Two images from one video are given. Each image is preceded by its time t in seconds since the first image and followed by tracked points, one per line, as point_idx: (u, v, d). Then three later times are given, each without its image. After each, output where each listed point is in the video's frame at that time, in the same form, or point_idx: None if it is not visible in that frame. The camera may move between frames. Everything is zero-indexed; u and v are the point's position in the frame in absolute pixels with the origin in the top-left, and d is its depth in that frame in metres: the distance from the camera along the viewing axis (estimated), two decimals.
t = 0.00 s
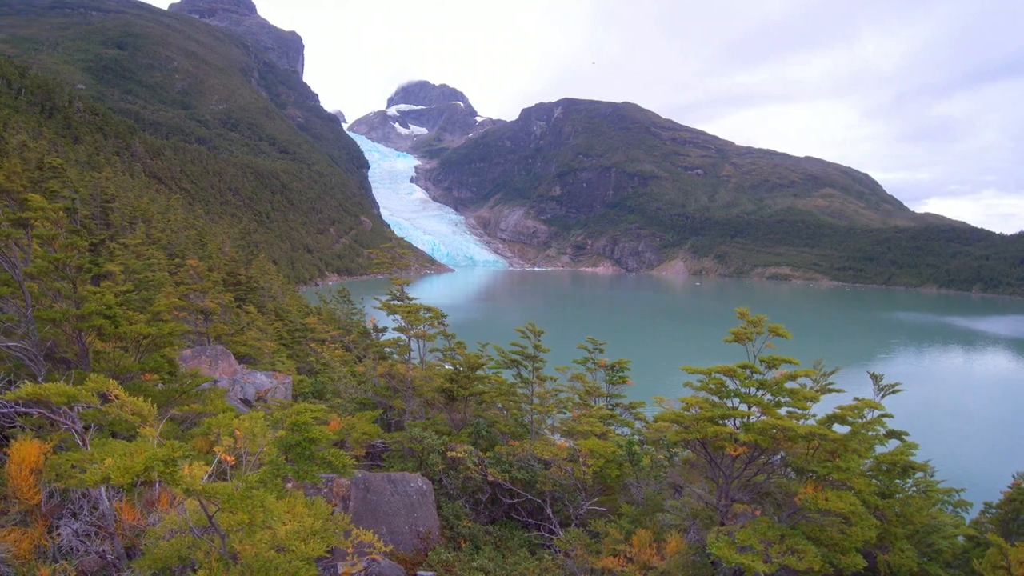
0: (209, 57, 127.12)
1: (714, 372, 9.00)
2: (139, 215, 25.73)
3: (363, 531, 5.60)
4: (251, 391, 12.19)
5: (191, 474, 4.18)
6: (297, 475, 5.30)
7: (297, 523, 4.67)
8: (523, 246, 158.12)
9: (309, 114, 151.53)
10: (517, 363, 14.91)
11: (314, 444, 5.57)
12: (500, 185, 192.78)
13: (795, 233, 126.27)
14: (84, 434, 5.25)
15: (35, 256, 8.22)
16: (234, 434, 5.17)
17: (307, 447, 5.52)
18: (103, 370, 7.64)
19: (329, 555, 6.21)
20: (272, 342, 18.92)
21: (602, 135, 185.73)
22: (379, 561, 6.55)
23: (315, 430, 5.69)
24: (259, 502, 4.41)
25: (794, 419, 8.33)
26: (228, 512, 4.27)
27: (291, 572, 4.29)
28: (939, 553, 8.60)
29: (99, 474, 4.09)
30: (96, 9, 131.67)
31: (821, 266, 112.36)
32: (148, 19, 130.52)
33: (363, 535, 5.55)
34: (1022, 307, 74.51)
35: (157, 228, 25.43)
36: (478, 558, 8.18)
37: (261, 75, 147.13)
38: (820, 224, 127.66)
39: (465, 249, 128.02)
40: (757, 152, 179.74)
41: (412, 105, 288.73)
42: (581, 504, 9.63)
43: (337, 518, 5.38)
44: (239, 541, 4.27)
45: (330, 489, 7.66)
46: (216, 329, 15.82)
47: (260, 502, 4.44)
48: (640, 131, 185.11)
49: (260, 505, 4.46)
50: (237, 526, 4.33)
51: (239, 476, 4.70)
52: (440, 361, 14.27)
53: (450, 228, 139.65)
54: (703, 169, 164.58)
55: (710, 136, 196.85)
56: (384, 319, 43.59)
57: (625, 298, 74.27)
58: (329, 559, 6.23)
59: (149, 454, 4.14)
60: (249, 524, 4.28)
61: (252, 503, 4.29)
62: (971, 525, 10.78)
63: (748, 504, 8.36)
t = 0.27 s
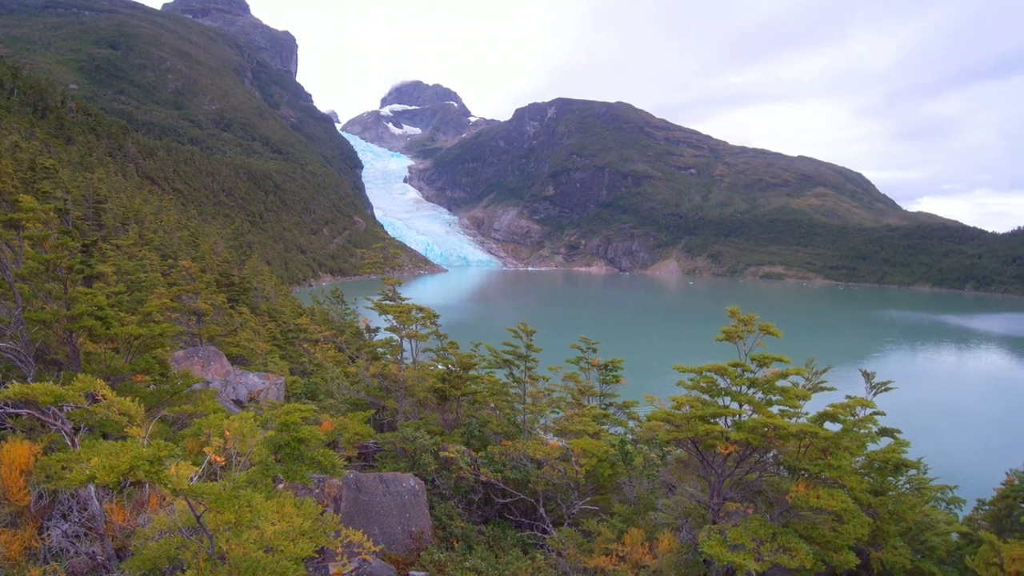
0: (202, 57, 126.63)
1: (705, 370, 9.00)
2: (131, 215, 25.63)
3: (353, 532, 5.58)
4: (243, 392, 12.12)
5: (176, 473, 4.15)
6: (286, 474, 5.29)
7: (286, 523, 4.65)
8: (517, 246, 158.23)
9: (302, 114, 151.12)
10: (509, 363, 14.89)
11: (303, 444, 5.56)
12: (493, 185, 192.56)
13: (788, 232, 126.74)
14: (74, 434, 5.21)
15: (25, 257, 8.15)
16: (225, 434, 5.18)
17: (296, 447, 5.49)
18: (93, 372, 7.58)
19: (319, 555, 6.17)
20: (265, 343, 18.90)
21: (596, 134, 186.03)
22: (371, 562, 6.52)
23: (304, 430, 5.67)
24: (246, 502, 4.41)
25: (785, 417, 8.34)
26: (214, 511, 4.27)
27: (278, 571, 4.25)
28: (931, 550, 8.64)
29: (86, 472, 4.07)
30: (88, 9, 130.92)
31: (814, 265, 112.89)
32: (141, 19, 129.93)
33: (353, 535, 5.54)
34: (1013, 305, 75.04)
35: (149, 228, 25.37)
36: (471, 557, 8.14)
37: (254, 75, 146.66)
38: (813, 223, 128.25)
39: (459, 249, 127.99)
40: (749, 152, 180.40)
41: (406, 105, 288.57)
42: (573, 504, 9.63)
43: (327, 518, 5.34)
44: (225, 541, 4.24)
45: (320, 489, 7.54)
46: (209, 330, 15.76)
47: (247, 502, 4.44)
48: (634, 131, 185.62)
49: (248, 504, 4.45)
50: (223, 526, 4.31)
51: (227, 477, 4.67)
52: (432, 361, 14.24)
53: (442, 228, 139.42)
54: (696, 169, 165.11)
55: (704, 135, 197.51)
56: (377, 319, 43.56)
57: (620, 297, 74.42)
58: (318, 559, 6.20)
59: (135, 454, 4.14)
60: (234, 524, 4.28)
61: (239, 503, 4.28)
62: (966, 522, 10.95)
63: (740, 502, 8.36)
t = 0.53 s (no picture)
0: (191, 56, 125.62)
1: (690, 368, 9.02)
2: (117, 214, 25.43)
3: (336, 531, 5.56)
4: (229, 392, 12.02)
5: (156, 472, 4.15)
6: (269, 473, 5.27)
7: (268, 523, 4.62)
8: (506, 245, 158.48)
9: (290, 113, 150.30)
10: (496, 362, 14.84)
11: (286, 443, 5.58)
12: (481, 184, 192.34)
13: (775, 231, 127.50)
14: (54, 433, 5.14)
15: (11, 256, 8.08)
16: (209, 434, 5.20)
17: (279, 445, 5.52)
18: (76, 373, 7.47)
19: (303, 554, 6.14)
20: (252, 342, 18.79)
21: (585, 134, 186.42)
22: (355, 562, 6.46)
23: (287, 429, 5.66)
24: (228, 500, 4.43)
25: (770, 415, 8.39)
26: (195, 510, 4.29)
27: (260, 569, 4.22)
28: (917, 545, 8.72)
29: (62, 472, 4.04)
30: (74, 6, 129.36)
31: (801, 264, 113.69)
32: (128, 17, 128.65)
33: (337, 534, 5.51)
34: (997, 304, 75.99)
35: (136, 228, 25.14)
36: (458, 557, 8.08)
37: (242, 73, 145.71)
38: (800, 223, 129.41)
39: (447, 248, 127.92)
40: (737, 152, 181.85)
41: (395, 104, 288.00)
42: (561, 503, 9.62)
43: (308, 518, 5.33)
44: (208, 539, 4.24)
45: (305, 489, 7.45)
46: (195, 330, 15.65)
47: (228, 500, 4.44)
48: (622, 131, 186.29)
49: (229, 503, 4.45)
50: (205, 525, 4.33)
51: (210, 478, 4.68)
52: (418, 360, 14.18)
53: (431, 228, 139.11)
54: (685, 169, 166.24)
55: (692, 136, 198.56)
56: (363, 319, 43.54)
57: (610, 296, 74.64)
58: (301, 559, 6.15)
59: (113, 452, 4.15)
60: (217, 521, 4.31)
61: (220, 501, 4.31)
62: (951, 518, 11.07)
63: (726, 500, 8.40)
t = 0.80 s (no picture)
0: (178, 55, 124.53)
1: (674, 369, 9.04)
2: (102, 214, 25.20)
3: (320, 531, 5.52)
4: (215, 394, 11.90)
5: (138, 474, 4.10)
6: (253, 474, 5.23)
7: (252, 524, 4.59)
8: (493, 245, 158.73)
9: (278, 112, 149.35)
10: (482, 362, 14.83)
11: (271, 444, 5.52)
12: (468, 185, 192.11)
13: (761, 232, 128.50)
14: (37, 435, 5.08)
15: None
16: (193, 437, 5.17)
17: (263, 447, 5.46)
18: (60, 374, 7.39)
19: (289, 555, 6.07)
20: (238, 343, 18.66)
21: (572, 135, 187.06)
22: (340, 563, 6.42)
23: (271, 430, 5.59)
24: (210, 501, 4.37)
25: (754, 414, 8.45)
26: (177, 512, 4.24)
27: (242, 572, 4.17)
28: (902, 543, 8.79)
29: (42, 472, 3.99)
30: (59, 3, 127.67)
31: (787, 264, 114.68)
32: (114, 14, 127.31)
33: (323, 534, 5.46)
34: (981, 304, 76.96)
35: (122, 228, 24.90)
36: (445, 558, 8.04)
37: (229, 72, 144.63)
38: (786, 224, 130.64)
39: (434, 249, 127.79)
40: (723, 154, 183.46)
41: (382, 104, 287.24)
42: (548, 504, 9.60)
43: (292, 520, 5.29)
44: (190, 541, 4.20)
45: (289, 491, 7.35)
46: (180, 331, 15.53)
47: (211, 501, 4.39)
48: (610, 132, 187.10)
49: (211, 504, 4.39)
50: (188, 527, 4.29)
51: (194, 479, 4.64)
52: (404, 361, 14.14)
53: (417, 228, 138.84)
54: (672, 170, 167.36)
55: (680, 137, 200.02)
56: (349, 320, 43.46)
57: (598, 297, 74.95)
58: (287, 559, 6.08)
59: (96, 452, 4.14)
60: (199, 524, 4.27)
61: (202, 502, 4.27)
62: (935, 516, 11.19)
63: (713, 499, 8.42)
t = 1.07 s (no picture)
0: (162, 52, 123.11)
1: (656, 366, 9.08)
2: (84, 213, 24.94)
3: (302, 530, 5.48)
4: (198, 394, 11.79)
5: (120, 471, 4.13)
6: (237, 473, 5.28)
7: (234, 522, 4.58)
8: (478, 244, 158.93)
9: (261, 111, 148.13)
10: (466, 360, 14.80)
11: (252, 444, 5.52)
12: (453, 183, 191.62)
13: (745, 231, 129.61)
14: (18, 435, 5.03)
15: None
16: (174, 437, 5.15)
17: (244, 446, 5.46)
18: (43, 374, 7.28)
19: (273, 552, 5.99)
20: (222, 343, 18.50)
21: (557, 134, 187.52)
22: (324, 562, 6.36)
23: (252, 429, 5.60)
24: (191, 500, 4.34)
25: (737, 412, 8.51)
26: (160, 510, 4.24)
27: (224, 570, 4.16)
28: (887, 537, 8.87)
29: (20, 471, 3.96)
30: None
31: (771, 263, 115.65)
32: (97, 10, 125.47)
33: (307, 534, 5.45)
34: (962, 301, 78.11)
35: (105, 227, 24.61)
36: (430, 557, 8.03)
37: (213, 70, 143.20)
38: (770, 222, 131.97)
39: (419, 247, 127.52)
40: (706, 153, 185.07)
41: (367, 102, 285.87)
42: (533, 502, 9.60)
43: (274, 518, 5.27)
44: (171, 539, 4.19)
45: (273, 490, 7.24)
46: (164, 330, 15.38)
47: (192, 500, 4.35)
48: (594, 132, 187.87)
49: (192, 502, 4.37)
50: (169, 524, 4.27)
51: (174, 479, 4.62)
52: (389, 361, 14.07)
53: (402, 227, 138.54)
54: (657, 169, 168.54)
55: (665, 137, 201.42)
56: (334, 319, 43.32)
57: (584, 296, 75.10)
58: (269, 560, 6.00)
59: (76, 451, 4.17)
60: (181, 522, 4.25)
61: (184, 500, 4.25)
62: (920, 510, 11.30)
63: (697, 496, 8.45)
